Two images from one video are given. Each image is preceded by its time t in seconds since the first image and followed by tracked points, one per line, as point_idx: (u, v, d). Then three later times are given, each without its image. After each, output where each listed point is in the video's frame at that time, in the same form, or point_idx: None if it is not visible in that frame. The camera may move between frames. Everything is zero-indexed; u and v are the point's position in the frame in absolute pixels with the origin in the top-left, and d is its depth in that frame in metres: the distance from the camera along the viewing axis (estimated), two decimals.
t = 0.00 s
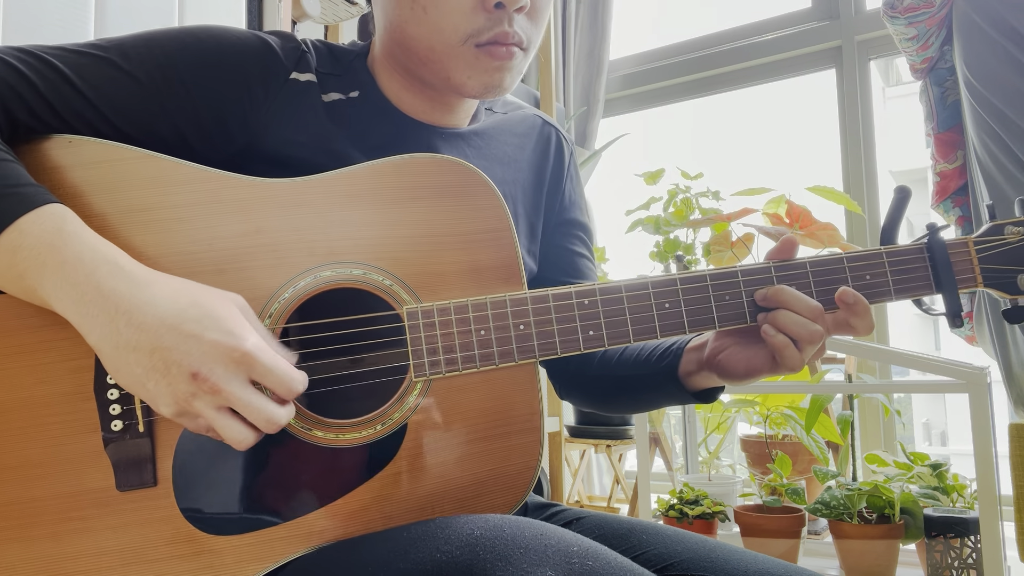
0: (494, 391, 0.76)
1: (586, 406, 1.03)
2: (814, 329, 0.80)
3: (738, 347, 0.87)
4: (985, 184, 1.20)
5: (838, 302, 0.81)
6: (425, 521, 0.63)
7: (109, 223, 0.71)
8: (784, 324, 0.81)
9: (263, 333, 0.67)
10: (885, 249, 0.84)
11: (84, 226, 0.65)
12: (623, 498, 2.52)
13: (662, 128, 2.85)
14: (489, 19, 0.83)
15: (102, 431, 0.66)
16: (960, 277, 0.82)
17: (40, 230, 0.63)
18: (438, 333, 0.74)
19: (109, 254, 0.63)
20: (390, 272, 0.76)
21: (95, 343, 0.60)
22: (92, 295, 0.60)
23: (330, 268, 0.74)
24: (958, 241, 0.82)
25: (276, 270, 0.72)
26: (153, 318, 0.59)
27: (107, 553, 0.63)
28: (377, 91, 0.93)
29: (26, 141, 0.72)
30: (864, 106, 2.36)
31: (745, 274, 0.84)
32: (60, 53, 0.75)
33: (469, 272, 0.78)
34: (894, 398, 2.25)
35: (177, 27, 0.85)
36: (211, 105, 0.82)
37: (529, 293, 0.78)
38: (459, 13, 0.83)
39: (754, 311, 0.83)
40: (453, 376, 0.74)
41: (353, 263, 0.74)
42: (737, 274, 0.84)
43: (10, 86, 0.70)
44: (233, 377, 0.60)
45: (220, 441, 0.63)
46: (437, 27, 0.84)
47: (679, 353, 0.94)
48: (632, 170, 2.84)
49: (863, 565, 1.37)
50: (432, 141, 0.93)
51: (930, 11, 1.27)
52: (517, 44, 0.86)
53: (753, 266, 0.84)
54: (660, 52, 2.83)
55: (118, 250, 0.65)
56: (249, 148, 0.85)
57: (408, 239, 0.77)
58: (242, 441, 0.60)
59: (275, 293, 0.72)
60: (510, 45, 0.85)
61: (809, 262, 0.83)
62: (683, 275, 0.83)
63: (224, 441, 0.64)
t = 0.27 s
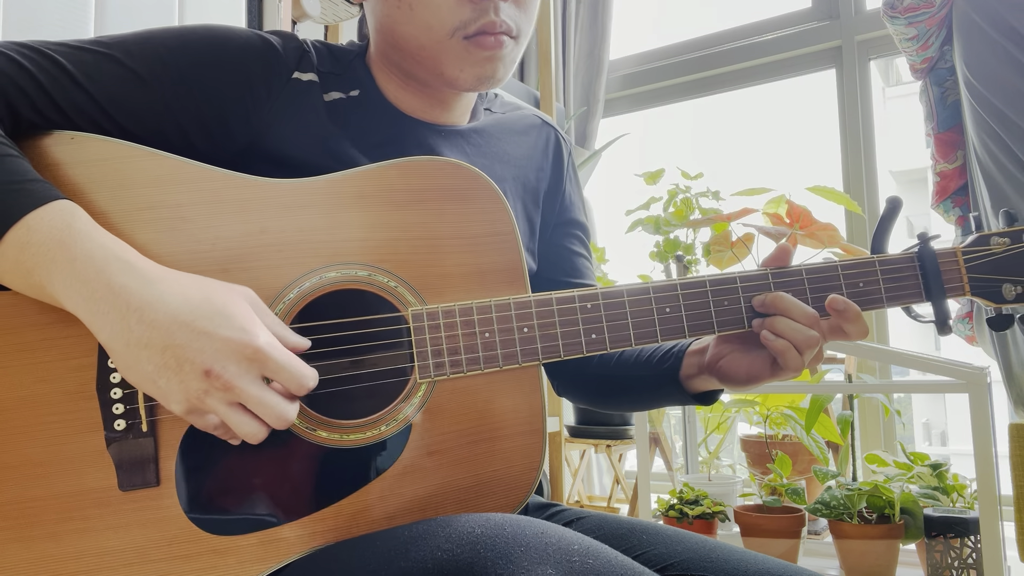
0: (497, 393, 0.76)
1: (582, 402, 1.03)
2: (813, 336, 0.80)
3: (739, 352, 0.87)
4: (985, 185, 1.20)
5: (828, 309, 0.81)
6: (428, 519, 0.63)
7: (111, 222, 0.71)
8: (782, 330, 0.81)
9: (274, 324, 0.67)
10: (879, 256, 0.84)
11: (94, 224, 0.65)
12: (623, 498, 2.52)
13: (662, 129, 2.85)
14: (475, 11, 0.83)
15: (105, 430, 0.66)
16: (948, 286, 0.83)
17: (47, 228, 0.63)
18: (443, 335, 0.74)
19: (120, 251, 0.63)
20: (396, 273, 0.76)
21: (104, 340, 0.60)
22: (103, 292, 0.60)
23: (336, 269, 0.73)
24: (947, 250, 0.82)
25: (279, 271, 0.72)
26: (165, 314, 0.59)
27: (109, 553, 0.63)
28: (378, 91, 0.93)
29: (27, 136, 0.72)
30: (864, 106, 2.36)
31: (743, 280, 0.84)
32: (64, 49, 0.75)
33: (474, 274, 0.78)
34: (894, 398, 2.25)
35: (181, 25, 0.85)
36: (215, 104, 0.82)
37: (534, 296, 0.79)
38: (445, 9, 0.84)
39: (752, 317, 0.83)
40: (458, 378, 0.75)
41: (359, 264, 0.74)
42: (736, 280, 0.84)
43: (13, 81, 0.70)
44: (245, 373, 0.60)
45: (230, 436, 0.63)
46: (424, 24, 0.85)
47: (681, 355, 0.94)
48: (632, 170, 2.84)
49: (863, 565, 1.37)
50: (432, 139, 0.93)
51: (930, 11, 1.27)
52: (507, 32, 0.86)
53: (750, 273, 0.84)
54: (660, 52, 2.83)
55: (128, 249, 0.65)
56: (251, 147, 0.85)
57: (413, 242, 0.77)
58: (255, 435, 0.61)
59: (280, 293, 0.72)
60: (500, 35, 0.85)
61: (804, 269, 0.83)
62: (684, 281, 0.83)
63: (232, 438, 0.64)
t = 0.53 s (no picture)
0: (498, 393, 0.76)
1: (583, 403, 1.02)
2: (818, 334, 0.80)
3: (742, 351, 0.87)
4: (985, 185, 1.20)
5: (833, 306, 0.81)
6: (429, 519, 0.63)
7: (112, 223, 0.71)
8: (786, 328, 0.81)
9: (275, 322, 0.66)
10: (884, 253, 0.84)
11: (95, 226, 0.65)
12: (623, 498, 2.52)
13: (662, 129, 2.85)
14: None
15: (106, 430, 0.66)
16: (955, 282, 0.83)
17: (47, 227, 0.62)
18: (444, 334, 0.74)
19: (120, 251, 0.63)
20: (396, 273, 0.76)
21: (106, 341, 0.60)
22: (103, 293, 0.60)
23: (336, 269, 0.73)
24: (953, 246, 0.83)
25: (280, 271, 0.72)
26: (166, 315, 0.59)
27: (110, 553, 0.63)
28: (377, 91, 0.93)
29: (27, 138, 0.72)
30: (864, 106, 2.36)
31: (746, 278, 0.84)
32: (63, 50, 0.75)
33: (474, 273, 0.78)
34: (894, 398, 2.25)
35: (180, 26, 0.84)
36: (214, 104, 0.81)
37: (534, 295, 0.79)
38: None
39: (755, 315, 0.83)
40: (459, 378, 0.75)
41: (359, 263, 0.74)
42: (739, 277, 0.84)
43: (13, 82, 0.69)
44: (247, 372, 0.60)
45: (232, 436, 0.63)
46: (423, 13, 0.85)
47: (684, 354, 0.94)
48: (631, 170, 2.84)
49: (863, 565, 1.37)
50: (432, 138, 0.93)
51: (930, 11, 1.27)
52: (506, 11, 0.85)
53: (753, 270, 0.84)
54: (660, 52, 2.83)
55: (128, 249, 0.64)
56: (250, 147, 0.85)
57: (413, 241, 0.77)
58: (257, 434, 0.61)
59: (281, 293, 0.72)
60: (499, 16, 0.85)
61: (808, 266, 0.84)
62: (687, 279, 0.83)
63: (235, 438, 0.64)
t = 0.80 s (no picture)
0: (494, 392, 0.76)
1: (588, 407, 1.02)
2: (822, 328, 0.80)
3: (744, 347, 0.87)
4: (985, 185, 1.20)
5: (839, 298, 0.81)
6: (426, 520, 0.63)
7: (110, 225, 0.71)
8: (788, 321, 0.81)
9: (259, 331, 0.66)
10: (892, 244, 0.84)
11: (80, 230, 0.65)
12: (623, 498, 2.52)
13: (662, 129, 2.85)
14: None
15: (104, 433, 0.66)
16: (968, 272, 0.82)
17: (38, 234, 0.62)
18: (438, 334, 0.74)
19: (105, 257, 0.63)
20: (390, 272, 0.76)
21: (92, 347, 0.60)
22: (86, 300, 0.60)
23: (330, 269, 0.73)
24: (965, 235, 0.82)
25: (277, 271, 0.72)
26: (148, 322, 0.59)
27: (108, 554, 0.63)
28: (374, 91, 0.93)
29: (25, 143, 0.72)
30: (864, 106, 2.36)
31: (747, 272, 0.83)
32: (58, 55, 0.74)
33: (471, 272, 0.78)
34: (894, 398, 2.25)
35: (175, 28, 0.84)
36: (211, 105, 0.81)
37: (529, 292, 0.79)
38: None
39: (756, 309, 0.83)
40: (453, 377, 0.74)
41: (352, 263, 0.74)
42: (741, 272, 0.84)
43: (9, 89, 0.69)
44: (229, 380, 0.60)
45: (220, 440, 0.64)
46: None
47: (686, 353, 0.94)
48: (632, 170, 2.84)
49: (863, 565, 1.37)
50: (431, 138, 0.93)
51: (930, 11, 1.27)
52: None
53: (755, 264, 0.84)
54: (661, 52, 2.83)
55: (115, 254, 0.64)
56: (248, 149, 0.85)
57: (411, 240, 0.77)
58: (239, 442, 0.61)
59: (275, 293, 0.72)
60: None
61: (813, 258, 0.83)
62: (686, 274, 0.83)
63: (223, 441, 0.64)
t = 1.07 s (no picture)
0: (494, 391, 0.76)
1: (582, 408, 1.02)
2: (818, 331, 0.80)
3: (739, 348, 0.87)
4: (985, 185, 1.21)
5: (839, 302, 0.81)
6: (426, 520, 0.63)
7: (111, 226, 0.71)
8: (785, 323, 0.81)
9: (262, 332, 0.66)
10: (888, 245, 0.84)
11: (81, 232, 0.65)
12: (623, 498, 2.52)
13: (662, 129, 2.85)
14: None
15: (104, 433, 0.66)
16: (962, 273, 0.83)
17: (36, 237, 0.62)
18: (438, 334, 0.75)
19: (106, 260, 0.63)
20: (390, 273, 0.76)
21: (93, 349, 0.60)
22: (87, 301, 0.60)
23: (330, 269, 0.73)
24: (960, 237, 0.83)
25: (277, 271, 0.72)
26: (149, 324, 0.59)
27: (109, 555, 0.63)
28: (374, 91, 0.93)
29: (24, 144, 0.72)
30: (864, 106, 2.36)
31: (745, 272, 0.84)
32: (57, 56, 0.74)
33: (470, 272, 0.78)
34: (894, 398, 2.25)
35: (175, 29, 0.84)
36: (210, 105, 0.81)
37: (529, 293, 0.79)
38: None
39: (755, 309, 0.83)
40: (453, 377, 0.74)
41: (352, 264, 0.74)
42: (739, 272, 0.84)
43: (8, 89, 0.69)
44: (231, 381, 0.60)
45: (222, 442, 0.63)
46: None
47: (677, 353, 0.94)
48: (632, 170, 2.84)
49: (863, 565, 1.37)
50: (431, 138, 0.93)
51: (930, 11, 1.27)
52: None
53: (753, 265, 0.84)
54: (661, 52, 2.83)
55: (115, 256, 0.64)
56: (248, 149, 0.84)
57: (411, 240, 0.77)
58: (242, 444, 0.60)
59: (276, 294, 0.72)
60: None
61: (809, 260, 0.84)
62: (684, 274, 0.83)
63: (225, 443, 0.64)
